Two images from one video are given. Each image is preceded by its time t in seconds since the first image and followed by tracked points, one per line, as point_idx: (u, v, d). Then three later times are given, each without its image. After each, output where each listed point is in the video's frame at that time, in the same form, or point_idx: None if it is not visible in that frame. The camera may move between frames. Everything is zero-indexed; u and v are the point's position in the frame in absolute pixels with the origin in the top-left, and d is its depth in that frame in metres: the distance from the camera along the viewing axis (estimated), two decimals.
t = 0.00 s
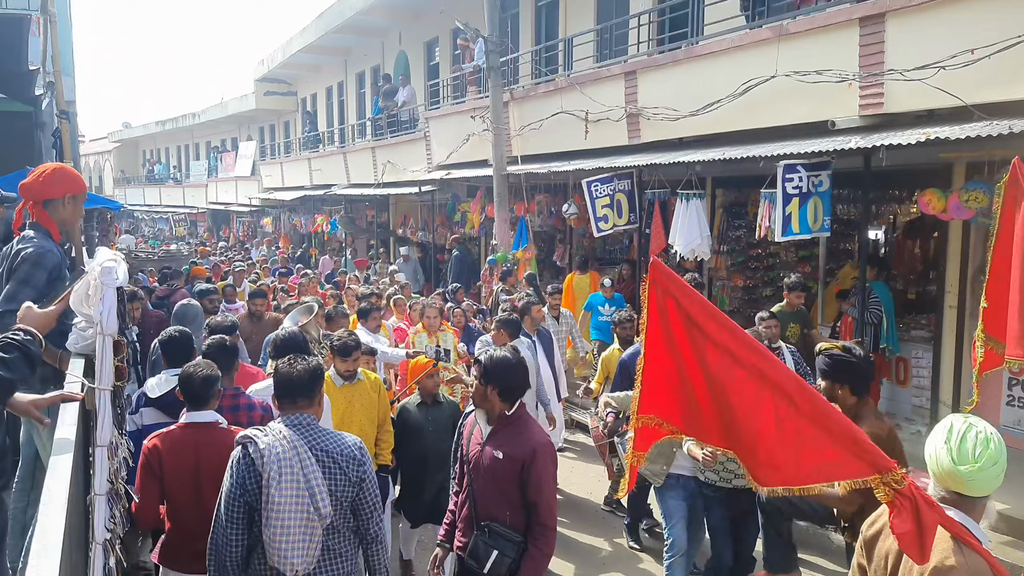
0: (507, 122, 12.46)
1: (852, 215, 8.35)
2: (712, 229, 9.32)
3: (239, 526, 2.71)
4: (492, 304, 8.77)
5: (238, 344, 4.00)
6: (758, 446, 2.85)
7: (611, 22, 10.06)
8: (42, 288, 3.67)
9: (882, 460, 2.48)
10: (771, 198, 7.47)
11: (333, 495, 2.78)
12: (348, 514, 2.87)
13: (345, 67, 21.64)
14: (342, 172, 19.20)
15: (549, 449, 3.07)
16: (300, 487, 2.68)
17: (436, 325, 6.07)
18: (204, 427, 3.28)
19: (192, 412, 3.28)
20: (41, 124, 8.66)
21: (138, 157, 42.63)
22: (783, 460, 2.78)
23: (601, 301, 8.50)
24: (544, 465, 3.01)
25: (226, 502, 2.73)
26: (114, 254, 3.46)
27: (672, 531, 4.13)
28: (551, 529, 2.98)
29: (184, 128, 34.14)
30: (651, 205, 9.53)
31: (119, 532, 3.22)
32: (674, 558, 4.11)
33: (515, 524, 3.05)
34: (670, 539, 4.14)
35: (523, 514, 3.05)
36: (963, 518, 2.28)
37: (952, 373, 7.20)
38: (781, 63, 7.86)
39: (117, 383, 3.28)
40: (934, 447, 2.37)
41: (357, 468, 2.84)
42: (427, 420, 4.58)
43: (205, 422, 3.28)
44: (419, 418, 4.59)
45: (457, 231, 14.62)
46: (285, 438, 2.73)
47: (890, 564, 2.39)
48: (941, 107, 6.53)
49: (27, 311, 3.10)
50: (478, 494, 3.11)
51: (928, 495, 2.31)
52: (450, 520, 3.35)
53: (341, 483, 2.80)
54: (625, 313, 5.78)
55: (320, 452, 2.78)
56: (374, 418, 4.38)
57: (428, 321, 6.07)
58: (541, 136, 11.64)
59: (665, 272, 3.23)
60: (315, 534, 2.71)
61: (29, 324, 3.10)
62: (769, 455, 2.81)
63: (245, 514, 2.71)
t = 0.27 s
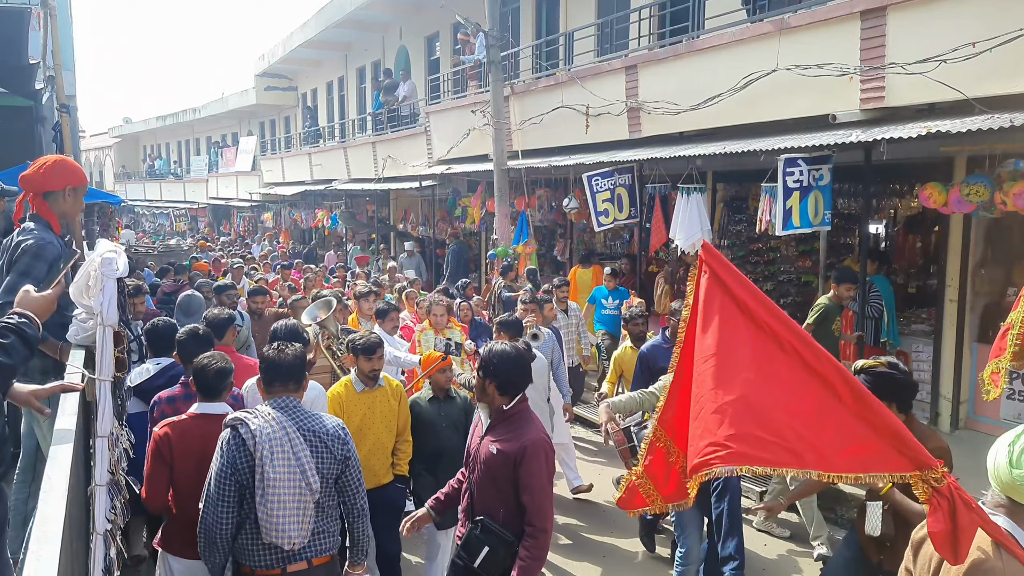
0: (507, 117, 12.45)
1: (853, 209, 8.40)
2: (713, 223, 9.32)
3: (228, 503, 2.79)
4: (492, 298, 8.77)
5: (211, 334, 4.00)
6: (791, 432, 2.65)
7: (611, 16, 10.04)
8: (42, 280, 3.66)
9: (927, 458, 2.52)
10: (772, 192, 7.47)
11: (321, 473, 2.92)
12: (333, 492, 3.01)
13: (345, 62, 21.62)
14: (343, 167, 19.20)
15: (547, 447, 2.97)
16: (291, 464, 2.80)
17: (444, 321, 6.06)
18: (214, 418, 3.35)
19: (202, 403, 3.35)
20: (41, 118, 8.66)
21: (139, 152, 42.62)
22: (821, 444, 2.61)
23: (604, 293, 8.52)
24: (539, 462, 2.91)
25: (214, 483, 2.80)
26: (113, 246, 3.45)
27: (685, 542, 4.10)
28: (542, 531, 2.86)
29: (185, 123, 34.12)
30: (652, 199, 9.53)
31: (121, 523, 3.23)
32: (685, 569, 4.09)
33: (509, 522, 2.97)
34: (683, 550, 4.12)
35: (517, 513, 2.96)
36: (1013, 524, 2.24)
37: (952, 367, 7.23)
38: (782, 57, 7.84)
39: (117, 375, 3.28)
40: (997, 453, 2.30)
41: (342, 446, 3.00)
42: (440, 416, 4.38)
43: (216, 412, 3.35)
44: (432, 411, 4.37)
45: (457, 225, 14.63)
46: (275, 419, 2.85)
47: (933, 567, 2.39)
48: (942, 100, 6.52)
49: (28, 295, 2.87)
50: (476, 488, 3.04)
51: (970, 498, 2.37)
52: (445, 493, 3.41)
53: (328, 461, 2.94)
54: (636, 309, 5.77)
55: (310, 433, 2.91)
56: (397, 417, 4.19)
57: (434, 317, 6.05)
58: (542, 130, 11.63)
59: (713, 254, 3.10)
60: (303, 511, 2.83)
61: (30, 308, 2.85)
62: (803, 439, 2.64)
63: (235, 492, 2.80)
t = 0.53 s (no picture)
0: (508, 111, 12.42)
1: (854, 203, 8.37)
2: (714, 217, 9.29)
3: (215, 483, 2.84)
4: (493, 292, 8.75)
5: (200, 325, 4.00)
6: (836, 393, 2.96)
7: (612, 10, 10.01)
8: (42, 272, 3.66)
9: (966, 429, 2.90)
10: (773, 186, 7.44)
11: (305, 453, 2.99)
12: (316, 473, 3.08)
13: (345, 56, 21.58)
14: (343, 161, 19.17)
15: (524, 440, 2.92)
16: (277, 445, 2.86)
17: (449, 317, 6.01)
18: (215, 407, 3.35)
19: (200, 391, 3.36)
20: (41, 112, 8.64)
21: (139, 147, 42.61)
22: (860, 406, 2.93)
23: (611, 293, 8.53)
24: (514, 453, 2.84)
25: (202, 463, 2.84)
26: (115, 239, 3.43)
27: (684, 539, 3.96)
28: (513, 525, 2.78)
29: (185, 118, 34.08)
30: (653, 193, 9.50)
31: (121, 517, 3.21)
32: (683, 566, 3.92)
33: (485, 519, 2.91)
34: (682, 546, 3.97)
35: (493, 509, 2.90)
36: None
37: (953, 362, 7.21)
38: (783, 50, 7.82)
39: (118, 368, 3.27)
40: None
41: (326, 429, 3.08)
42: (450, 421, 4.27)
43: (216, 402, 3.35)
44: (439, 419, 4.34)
45: (458, 220, 14.60)
46: (262, 401, 2.92)
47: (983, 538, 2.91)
48: (944, 94, 6.50)
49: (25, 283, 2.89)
50: (453, 484, 2.99)
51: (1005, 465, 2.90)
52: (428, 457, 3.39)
53: (312, 442, 3.02)
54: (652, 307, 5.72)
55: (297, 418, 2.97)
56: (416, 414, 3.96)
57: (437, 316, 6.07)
58: (543, 124, 11.61)
59: (779, 228, 3.30)
60: (287, 491, 2.88)
61: (28, 298, 2.88)
62: (839, 400, 2.95)
63: (223, 472, 2.85)
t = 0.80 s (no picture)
0: (509, 109, 12.42)
1: (854, 202, 8.37)
2: (714, 215, 9.29)
3: (197, 471, 2.91)
4: (493, 290, 8.75)
5: (202, 322, 4.03)
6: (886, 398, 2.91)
7: (613, 8, 10.00)
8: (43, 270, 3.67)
9: None
10: (774, 184, 7.44)
11: (286, 448, 3.00)
12: (302, 468, 3.09)
13: (346, 54, 21.57)
14: (343, 159, 19.17)
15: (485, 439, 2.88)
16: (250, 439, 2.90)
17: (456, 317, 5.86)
18: (192, 403, 3.42)
19: (180, 388, 3.42)
20: (42, 109, 8.64)
21: (140, 145, 42.62)
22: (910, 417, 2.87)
23: (619, 290, 8.50)
24: (472, 453, 2.81)
25: (188, 451, 2.93)
26: (116, 237, 3.43)
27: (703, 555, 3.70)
28: (473, 524, 2.77)
29: (185, 116, 34.06)
30: (654, 191, 9.49)
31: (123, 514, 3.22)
32: None
33: (441, 515, 2.89)
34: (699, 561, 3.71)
35: (449, 506, 2.88)
36: None
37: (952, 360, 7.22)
38: (784, 48, 7.81)
39: (118, 366, 3.27)
40: None
41: (310, 426, 3.07)
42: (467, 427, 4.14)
43: (193, 398, 3.42)
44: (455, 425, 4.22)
45: (458, 218, 14.60)
46: (242, 395, 2.95)
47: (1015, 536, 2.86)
48: (944, 92, 6.49)
49: (24, 279, 2.94)
50: (414, 479, 2.97)
51: None
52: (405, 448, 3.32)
53: (294, 438, 3.02)
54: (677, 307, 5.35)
55: (275, 412, 2.99)
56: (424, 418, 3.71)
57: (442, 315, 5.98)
58: (543, 122, 11.61)
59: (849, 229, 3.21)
60: (262, 484, 2.90)
61: (27, 294, 2.93)
62: (892, 401, 2.90)
63: (205, 462, 2.91)
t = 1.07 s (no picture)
0: (509, 108, 12.42)
1: (853, 201, 8.40)
2: (713, 215, 9.31)
3: (176, 464, 3.10)
4: (492, 289, 8.76)
5: (207, 317, 4.43)
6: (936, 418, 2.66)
7: (613, 7, 10.00)
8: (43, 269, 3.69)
9: None
10: (773, 183, 7.45)
11: (254, 447, 3.03)
12: (278, 466, 3.10)
13: (345, 53, 21.56)
14: (343, 157, 19.16)
15: (452, 434, 2.89)
16: (217, 435, 2.97)
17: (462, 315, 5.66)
18: (170, 397, 3.51)
19: (160, 381, 3.50)
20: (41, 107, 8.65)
21: (139, 143, 42.60)
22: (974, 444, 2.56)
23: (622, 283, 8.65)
24: (438, 447, 2.83)
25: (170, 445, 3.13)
26: (116, 235, 3.44)
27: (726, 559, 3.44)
28: (441, 519, 2.79)
29: (185, 114, 34.06)
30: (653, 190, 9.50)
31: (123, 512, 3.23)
32: None
33: (413, 510, 2.91)
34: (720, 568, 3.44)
35: (420, 501, 2.90)
36: None
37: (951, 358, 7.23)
38: (783, 47, 7.82)
39: (118, 364, 3.28)
40: None
41: (279, 424, 3.05)
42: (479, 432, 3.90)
43: (171, 392, 3.50)
44: (470, 427, 3.89)
45: (457, 216, 14.61)
46: (212, 394, 3.05)
47: None
48: (943, 91, 6.50)
49: (24, 275, 2.94)
50: (388, 474, 3.01)
51: None
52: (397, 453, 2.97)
53: (263, 436, 3.04)
54: (700, 306, 5.14)
55: (243, 407, 3.05)
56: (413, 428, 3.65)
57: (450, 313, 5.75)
58: (542, 121, 11.62)
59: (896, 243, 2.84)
60: (226, 481, 2.96)
61: (27, 289, 2.92)
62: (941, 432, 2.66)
63: (182, 455, 3.10)
